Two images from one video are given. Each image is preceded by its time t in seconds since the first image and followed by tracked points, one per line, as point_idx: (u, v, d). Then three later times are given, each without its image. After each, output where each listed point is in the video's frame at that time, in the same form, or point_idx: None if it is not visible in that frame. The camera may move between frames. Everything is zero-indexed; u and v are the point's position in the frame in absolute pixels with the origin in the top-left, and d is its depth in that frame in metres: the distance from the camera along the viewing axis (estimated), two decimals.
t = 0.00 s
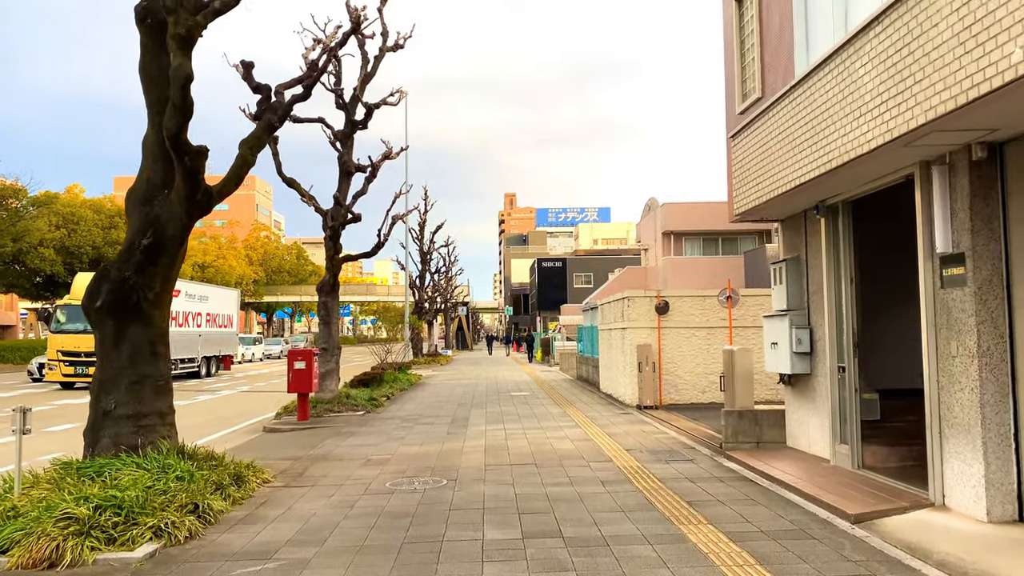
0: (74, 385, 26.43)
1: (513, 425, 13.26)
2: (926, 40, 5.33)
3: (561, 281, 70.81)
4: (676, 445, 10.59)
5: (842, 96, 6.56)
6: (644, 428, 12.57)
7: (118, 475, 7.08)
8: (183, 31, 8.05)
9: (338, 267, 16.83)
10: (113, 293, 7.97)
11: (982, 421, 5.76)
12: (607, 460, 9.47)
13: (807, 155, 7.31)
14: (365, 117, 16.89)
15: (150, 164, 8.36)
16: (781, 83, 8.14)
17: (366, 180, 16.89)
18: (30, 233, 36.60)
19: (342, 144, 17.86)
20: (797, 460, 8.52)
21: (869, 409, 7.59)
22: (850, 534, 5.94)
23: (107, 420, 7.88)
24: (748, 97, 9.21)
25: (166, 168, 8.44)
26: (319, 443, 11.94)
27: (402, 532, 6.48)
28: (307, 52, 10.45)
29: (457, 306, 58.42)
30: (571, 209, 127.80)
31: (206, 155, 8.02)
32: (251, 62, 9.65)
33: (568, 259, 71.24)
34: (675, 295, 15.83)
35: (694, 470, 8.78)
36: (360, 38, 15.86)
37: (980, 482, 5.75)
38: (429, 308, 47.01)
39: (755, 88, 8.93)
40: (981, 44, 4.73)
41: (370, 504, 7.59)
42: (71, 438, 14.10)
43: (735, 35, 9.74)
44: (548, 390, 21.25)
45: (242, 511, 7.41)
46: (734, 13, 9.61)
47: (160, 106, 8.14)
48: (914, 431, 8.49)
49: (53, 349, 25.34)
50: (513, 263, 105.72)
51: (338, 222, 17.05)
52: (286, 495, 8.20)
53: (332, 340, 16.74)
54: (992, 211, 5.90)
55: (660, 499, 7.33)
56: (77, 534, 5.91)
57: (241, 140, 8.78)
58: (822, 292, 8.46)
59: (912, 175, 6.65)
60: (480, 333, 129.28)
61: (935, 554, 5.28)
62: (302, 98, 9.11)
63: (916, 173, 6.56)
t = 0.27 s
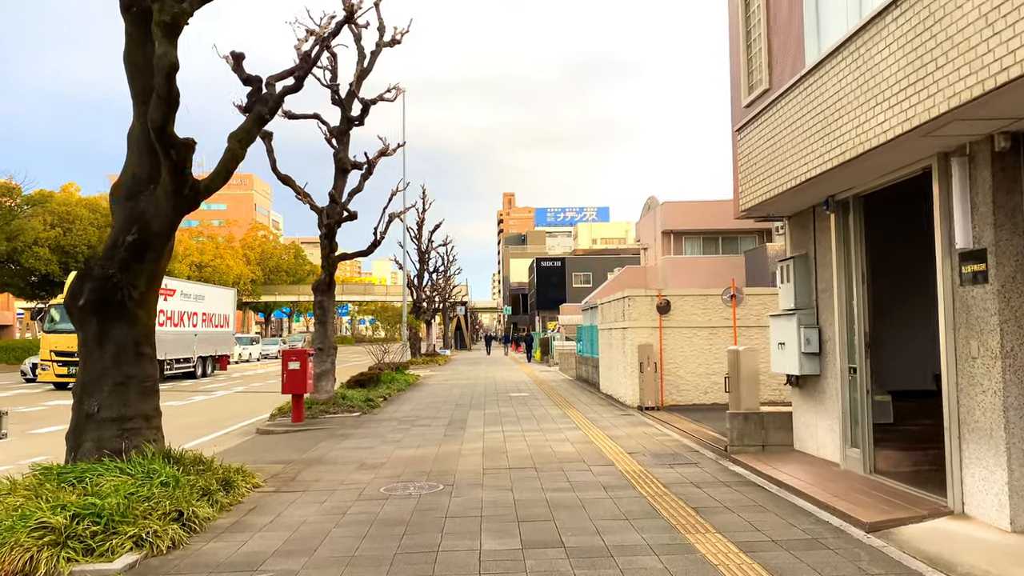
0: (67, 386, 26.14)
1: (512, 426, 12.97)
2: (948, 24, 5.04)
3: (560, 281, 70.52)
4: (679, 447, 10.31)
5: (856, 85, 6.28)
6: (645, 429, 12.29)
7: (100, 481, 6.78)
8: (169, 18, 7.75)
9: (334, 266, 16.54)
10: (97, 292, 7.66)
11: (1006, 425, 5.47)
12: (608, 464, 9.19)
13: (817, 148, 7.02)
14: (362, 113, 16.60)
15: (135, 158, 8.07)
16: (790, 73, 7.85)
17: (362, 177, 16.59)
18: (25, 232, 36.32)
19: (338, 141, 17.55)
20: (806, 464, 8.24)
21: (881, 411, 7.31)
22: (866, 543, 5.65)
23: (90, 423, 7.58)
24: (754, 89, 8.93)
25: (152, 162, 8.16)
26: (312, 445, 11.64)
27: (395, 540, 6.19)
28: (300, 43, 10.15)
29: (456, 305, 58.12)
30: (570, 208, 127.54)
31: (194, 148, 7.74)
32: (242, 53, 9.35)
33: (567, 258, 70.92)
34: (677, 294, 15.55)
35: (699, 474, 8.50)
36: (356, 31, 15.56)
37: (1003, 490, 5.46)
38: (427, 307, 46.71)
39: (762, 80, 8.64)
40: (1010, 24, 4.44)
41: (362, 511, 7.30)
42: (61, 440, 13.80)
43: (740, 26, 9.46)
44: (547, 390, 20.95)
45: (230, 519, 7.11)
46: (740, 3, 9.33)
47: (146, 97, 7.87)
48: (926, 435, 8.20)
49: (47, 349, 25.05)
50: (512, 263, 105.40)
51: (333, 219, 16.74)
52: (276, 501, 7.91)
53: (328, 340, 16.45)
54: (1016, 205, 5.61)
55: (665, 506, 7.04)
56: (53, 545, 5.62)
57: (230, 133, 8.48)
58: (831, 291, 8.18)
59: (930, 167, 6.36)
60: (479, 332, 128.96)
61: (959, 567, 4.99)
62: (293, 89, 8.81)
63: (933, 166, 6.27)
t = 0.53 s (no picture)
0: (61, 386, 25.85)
1: (510, 428, 12.67)
2: (974, 3, 4.73)
3: (560, 280, 70.21)
4: (682, 451, 10.01)
5: (871, 72, 5.98)
6: (647, 432, 11.99)
7: (78, 488, 6.47)
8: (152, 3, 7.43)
9: (329, 265, 16.23)
10: (77, 290, 7.31)
11: None
12: (610, 468, 8.89)
13: (829, 139, 6.73)
14: (358, 108, 16.29)
15: (118, 151, 7.77)
16: (801, 62, 7.54)
17: (358, 173, 16.29)
18: (20, 231, 36.04)
19: (333, 137, 17.25)
20: (815, 469, 7.93)
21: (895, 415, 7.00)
22: (885, 556, 5.34)
23: (70, 427, 7.27)
24: (762, 80, 8.62)
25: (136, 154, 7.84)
26: (305, 448, 11.32)
27: (386, 551, 5.88)
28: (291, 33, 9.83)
29: (455, 305, 57.82)
30: (570, 208, 127.23)
31: (179, 140, 7.41)
32: (230, 43, 9.04)
33: (566, 257, 70.63)
34: (679, 293, 15.26)
35: (704, 479, 8.19)
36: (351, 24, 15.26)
37: None
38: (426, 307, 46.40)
39: (770, 71, 8.34)
40: None
41: (353, 519, 6.99)
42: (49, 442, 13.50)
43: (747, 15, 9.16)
44: (547, 391, 20.65)
45: (215, 527, 6.80)
46: None
47: (129, 87, 7.55)
48: (941, 439, 7.89)
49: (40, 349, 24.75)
50: (511, 263, 105.11)
51: (329, 217, 16.42)
52: (264, 508, 7.60)
53: (323, 340, 16.13)
54: None
55: (670, 514, 6.73)
56: (24, 556, 5.32)
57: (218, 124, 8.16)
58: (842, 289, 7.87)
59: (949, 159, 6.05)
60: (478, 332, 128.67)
61: None
62: (283, 80, 8.50)
63: (953, 157, 5.96)
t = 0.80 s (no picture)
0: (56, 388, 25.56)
1: (510, 431, 12.37)
2: None
3: (560, 280, 69.91)
4: (688, 455, 9.70)
5: (893, 58, 5.66)
6: (651, 434, 11.69)
7: (58, 497, 6.15)
8: None
9: (326, 263, 15.93)
10: (58, 287, 7.00)
11: None
12: (614, 473, 8.57)
13: (845, 130, 6.41)
14: (356, 104, 15.99)
15: (101, 144, 7.47)
16: (814, 50, 7.23)
17: (355, 170, 15.98)
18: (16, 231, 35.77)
19: (330, 134, 16.95)
20: (828, 474, 7.62)
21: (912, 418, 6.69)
22: (908, 569, 5.03)
23: (51, 431, 6.97)
24: (772, 71, 8.32)
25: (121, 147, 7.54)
26: (300, 451, 11.02)
27: (380, 563, 5.57)
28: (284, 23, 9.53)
29: (454, 305, 57.52)
30: (570, 208, 126.95)
31: (165, 132, 7.07)
32: (220, 32, 8.73)
33: (566, 257, 70.30)
34: (682, 292, 14.97)
35: (712, 485, 7.88)
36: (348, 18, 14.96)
37: None
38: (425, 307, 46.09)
39: (781, 61, 8.03)
40: None
41: (346, 527, 6.68)
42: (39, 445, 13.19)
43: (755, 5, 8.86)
44: (547, 392, 20.34)
45: (201, 537, 6.49)
46: None
47: (113, 77, 7.25)
48: (959, 444, 7.57)
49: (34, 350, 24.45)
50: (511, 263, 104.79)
51: (326, 215, 16.12)
52: (254, 515, 7.29)
53: (320, 340, 15.82)
54: None
55: (678, 522, 6.42)
56: None
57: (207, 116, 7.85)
58: (856, 287, 7.57)
59: (974, 149, 5.74)
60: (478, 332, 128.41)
61: None
62: (275, 70, 8.19)
63: (978, 147, 5.65)
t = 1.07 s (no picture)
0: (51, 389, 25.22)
1: (510, 434, 12.05)
2: None
3: (560, 280, 69.57)
4: (697, 459, 9.37)
5: (921, 41, 5.33)
6: (656, 438, 11.36)
7: (37, 507, 5.81)
8: None
9: (323, 262, 15.61)
10: (40, 287, 6.67)
11: None
12: (620, 479, 8.26)
13: (866, 120, 6.09)
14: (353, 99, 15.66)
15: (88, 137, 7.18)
16: (832, 37, 6.90)
17: (353, 167, 15.65)
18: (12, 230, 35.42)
19: (328, 130, 16.62)
20: (845, 481, 7.30)
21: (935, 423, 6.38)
22: None
23: (33, 436, 6.67)
24: (786, 60, 7.99)
25: (107, 140, 7.22)
26: (295, 456, 10.70)
27: None
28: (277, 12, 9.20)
29: (454, 305, 57.19)
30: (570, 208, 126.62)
31: (152, 122, 6.74)
32: (211, 21, 8.40)
33: (566, 257, 69.96)
34: (687, 292, 14.64)
35: (723, 492, 7.56)
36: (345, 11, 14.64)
37: None
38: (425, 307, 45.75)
39: (795, 50, 7.71)
40: None
41: (341, 537, 6.35)
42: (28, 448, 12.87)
43: None
44: (549, 393, 20.02)
45: (189, 548, 6.17)
46: None
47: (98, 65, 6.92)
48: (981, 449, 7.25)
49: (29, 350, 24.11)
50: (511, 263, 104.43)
51: (323, 213, 15.78)
52: (245, 524, 6.97)
53: (318, 342, 15.48)
54: None
55: (690, 533, 6.10)
56: None
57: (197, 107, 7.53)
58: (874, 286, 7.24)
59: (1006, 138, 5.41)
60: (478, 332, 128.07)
61: None
62: (269, 59, 7.87)
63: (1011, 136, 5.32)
